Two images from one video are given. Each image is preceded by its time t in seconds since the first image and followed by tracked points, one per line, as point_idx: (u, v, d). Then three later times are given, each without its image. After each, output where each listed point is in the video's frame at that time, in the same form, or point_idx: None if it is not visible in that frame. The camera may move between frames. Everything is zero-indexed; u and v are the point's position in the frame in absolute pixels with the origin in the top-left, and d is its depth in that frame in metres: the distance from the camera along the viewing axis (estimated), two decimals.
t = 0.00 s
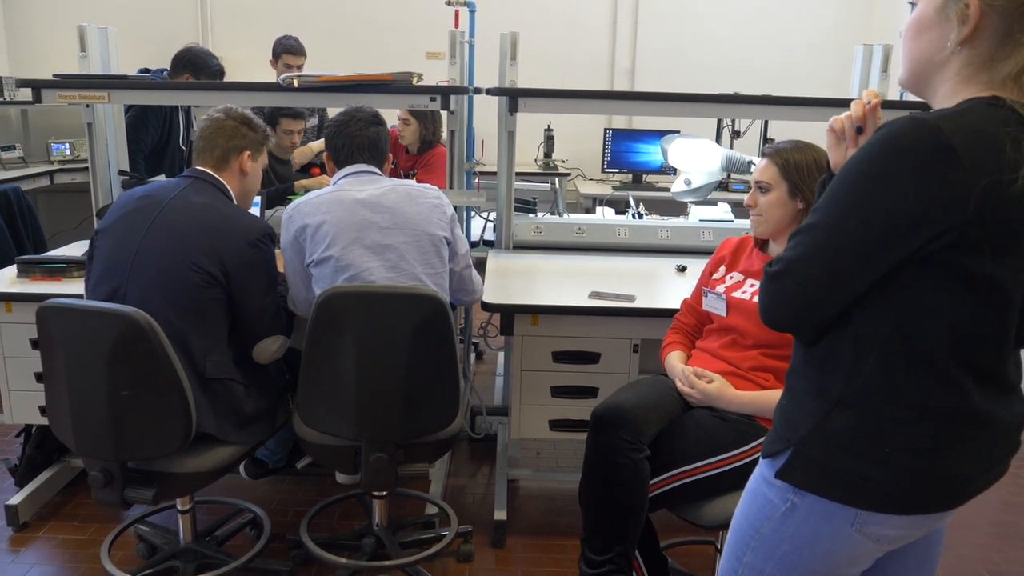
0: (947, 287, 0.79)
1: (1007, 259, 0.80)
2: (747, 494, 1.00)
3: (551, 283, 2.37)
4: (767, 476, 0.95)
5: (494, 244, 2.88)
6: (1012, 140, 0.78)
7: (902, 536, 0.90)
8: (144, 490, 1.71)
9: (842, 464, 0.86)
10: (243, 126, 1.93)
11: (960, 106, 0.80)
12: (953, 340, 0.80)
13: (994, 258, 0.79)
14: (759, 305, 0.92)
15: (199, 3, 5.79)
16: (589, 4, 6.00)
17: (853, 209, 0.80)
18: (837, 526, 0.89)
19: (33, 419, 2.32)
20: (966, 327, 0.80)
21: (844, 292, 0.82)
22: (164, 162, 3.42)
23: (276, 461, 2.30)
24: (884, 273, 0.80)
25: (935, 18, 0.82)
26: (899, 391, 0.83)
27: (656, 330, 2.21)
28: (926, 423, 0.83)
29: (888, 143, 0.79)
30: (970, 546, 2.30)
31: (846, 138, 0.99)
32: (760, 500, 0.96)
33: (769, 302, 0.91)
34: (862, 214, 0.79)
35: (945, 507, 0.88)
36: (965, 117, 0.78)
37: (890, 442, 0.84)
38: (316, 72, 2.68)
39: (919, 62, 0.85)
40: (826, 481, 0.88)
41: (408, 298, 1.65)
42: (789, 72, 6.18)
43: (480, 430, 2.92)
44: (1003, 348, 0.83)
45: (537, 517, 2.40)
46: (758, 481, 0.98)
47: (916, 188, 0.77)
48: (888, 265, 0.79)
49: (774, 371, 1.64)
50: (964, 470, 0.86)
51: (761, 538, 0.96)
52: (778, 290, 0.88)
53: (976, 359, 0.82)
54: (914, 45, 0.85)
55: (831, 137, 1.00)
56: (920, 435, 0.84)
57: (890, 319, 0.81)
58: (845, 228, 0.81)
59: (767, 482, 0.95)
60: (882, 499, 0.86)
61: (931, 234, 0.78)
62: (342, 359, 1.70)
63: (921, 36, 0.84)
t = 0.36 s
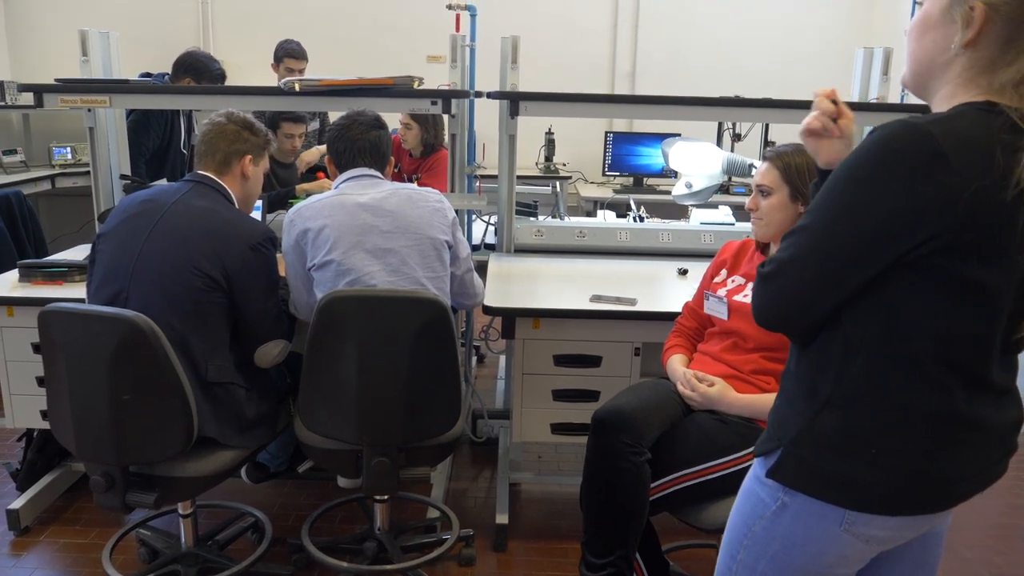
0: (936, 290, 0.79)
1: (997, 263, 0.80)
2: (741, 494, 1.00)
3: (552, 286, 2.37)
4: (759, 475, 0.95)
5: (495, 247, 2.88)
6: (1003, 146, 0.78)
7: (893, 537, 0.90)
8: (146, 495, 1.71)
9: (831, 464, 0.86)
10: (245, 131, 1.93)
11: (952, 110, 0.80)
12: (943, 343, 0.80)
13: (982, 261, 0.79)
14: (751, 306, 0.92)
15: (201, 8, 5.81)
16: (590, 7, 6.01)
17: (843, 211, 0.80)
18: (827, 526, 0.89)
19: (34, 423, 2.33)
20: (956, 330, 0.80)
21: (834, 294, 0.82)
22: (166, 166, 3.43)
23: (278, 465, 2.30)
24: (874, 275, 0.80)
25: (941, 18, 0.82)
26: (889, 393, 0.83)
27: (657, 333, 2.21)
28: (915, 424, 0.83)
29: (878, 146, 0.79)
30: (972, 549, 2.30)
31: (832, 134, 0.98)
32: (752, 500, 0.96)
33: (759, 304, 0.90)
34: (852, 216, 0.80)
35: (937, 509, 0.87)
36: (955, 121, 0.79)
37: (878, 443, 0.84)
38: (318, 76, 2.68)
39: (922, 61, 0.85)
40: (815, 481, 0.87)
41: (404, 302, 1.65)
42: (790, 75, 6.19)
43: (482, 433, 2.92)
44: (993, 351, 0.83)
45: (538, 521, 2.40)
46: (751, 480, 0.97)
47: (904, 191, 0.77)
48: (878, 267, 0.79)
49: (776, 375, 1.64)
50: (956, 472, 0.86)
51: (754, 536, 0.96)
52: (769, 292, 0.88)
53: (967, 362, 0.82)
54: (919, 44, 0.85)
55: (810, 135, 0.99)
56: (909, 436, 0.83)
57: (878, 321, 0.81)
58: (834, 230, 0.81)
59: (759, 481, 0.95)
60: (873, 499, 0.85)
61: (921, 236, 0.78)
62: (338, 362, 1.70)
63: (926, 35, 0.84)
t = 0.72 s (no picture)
0: (930, 294, 0.79)
1: (995, 269, 0.79)
2: (739, 498, 1.00)
3: (553, 293, 2.37)
4: (757, 480, 0.95)
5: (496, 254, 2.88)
6: (1003, 152, 0.78)
7: (891, 540, 0.90)
8: (147, 503, 1.71)
9: (827, 467, 0.86)
10: (247, 139, 1.94)
11: (954, 116, 0.80)
12: (936, 348, 0.80)
13: (979, 267, 0.79)
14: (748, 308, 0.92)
15: (201, 16, 5.83)
16: (589, 14, 6.03)
17: (837, 214, 0.81)
18: (824, 528, 0.89)
19: (34, 431, 2.32)
20: (950, 336, 0.80)
21: (827, 295, 0.83)
22: (167, 173, 3.44)
23: (279, 472, 2.32)
24: (867, 277, 0.81)
25: (951, 32, 0.81)
26: (882, 397, 0.83)
27: (658, 340, 2.21)
28: (909, 427, 0.83)
29: (874, 150, 0.79)
30: (975, 554, 2.30)
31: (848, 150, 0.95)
32: (750, 504, 0.96)
33: (754, 303, 0.91)
34: (848, 219, 0.80)
35: (935, 513, 0.87)
36: (954, 126, 0.78)
37: (874, 444, 0.84)
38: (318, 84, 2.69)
39: (926, 72, 0.84)
40: (812, 484, 0.88)
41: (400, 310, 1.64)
42: (789, 81, 6.20)
43: (483, 440, 2.92)
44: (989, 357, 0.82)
45: (539, 528, 2.39)
46: (749, 485, 0.97)
47: (897, 195, 0.78)
48: (871, 269, 0.80)
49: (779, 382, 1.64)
50: (951, 478, 0.85)
51: (751, 541, 0.96)
52: (764, 294, 0.89)
53: (962, 369, 0.81)
54: (924, 55, 0.84)
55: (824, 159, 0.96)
56: (903, 441, 0.84)
57: (871, 323, 0.82)
58: (830, 234, 0.81)
59: (757, 486, 0.95)
60: (870, 503, 0.85)
61: (917, 240, 0.78)
62: (336, 368, 1.71)
63: (933, 49, 0.82)
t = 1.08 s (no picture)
0: (956, 295, 0.79)
1: (1013, 267, 0.80)
2: (748, 501, 0.99)
3: (555, 291, 2.37)
4: (768, 485, 0.94)
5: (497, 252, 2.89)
6: (1016, 149, 0.79)
7: (905, 540, 0.90)
8: (149, 501, 1.71)
9: (839, 469, 0.86)
10: (249, 137, 1.94)
11: (967, 115, 0.80)
12: (962, 349, 0.80)
13: (1001, 265, 0.80)
14: (762, 316, 0.92)
15: (202, 15, 5.83)
16: (590, 13, 6.02)
17: (862, 218, 0.80)
18: (843, 533, 0.88)
19: (37, 429, 2.33)
20: (975, 336, 0.80)
21: (853, 301, 0.82)
22: (168, 172, 3.44)
23: (280, 470, 2.31)
24: (896, 281, 0.80)
25: (951, 29, 0.81)
26: (906, 401, 0.83)
27: (660, 338, 2.21)
28: (929, 429, 0.83)
29: (898, 151, 0.79)
30: (975, 553, 2.30)
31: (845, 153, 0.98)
32: (761, 509, 0.95)
33: (773, 312, 0.90)
34: (874, 224, 0.79)
35: (943, 513, 0.87)
36: (973, 125, 0.79)
37: (895, 447, 0.84)
38: (319, 82, 2.69)
39: (925, 71, 0.84)
40: (827, 489, 0.87)
41: (415, 308, 1.65)
42: (789, 80, 6.20)
43: (485, 438, 2.93)
44: (1004, 355, 0.83)
45: (542, 526, 2.40)
46: (758, 489, 0.97)
47: (927, 197, 0.77)
48: (900, 275, 0.79)
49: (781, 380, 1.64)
50: (966, 476, 0.86)
51: (764, 547, 0.95)
52: (783, 301, 0.88)
53: (981, 366, 0.82)
54: (921, 55, 0.83)
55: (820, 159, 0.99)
56: (922, 443, 0.84)
57: (899, 328, 0.81)
58: (855, 238, 0.80)
59: (768, 491, 0.94)
60: (880, 503, 0.85)
61: (948, 242, 0.77)
62: (346, 368, 1.70)
63: (932, 48, 0.82)
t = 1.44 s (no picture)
0: (952, 295, 0.79)
1: (1009, 265, 0.80)
2: (747, 502, 0.99)
3: (556, 290, 2.37)
4: (768, 485, 0.94)
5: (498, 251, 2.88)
6: (1009, 145, 0.78)
7: (905, 541, 0.90)
8: (150, 498, 1.71)
9: (840, 471, 0.86)
10: (250, 135, 1.94)
11: (956, 112, 0.80)
12: (960, 350, 0.80)
13: (998, 263, 0.79)
14: (759, 318, 0.92)
15: (203, 13, 5.83)
16: (591, 11, 6.01)
17: (854, 220, 0.80)
18: (842, 534, 0.88)
19: (38, 427, 2.33)
20: (971, 337, 0.80)
21: (849, 303, 0.82)
22: (169, 170, 3.44)
23: (281, 468, 2.30)
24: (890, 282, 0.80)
25: (928, 26, 0.81)
26: (905, 402, 0.82)
27: (661, 337, 2.21)
28: (929, 430, 0.83)
29: (890, 152, 0.79)
30: (976, 552, 2.30)
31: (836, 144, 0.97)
32: (761, 509, 0.95)
33: (770, 315, 0.90)
34: (868, 224, 0.79)
35: (943, 513, 0.87)
36: (964, 122, 0.78)
37: (895, 448, 0.84)
38: (320, 81, 2.68)
39: (912, 69, 0.84)
40: (830, 490, 0.87)
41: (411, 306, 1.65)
42: (791, 79, 6.19)
43: (486, 437, 2.92)
44: (1004, 355, 0.83)
45: (542, 524, 2.40)
46: (758, 490, 0.96)
47: (917, 196, 0.77)
48: (894, 274, 0.79)
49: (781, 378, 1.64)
50: (967, 476, 0.86)
51: (763, 548, 0.95)
52: (778, 303, 0.88)
53: (981, 365, 0.82)
54: (906, 54, 0.84)
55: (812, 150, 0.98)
56: (920, 444, 0.83)
57: (895, 330, 0.81)
58: (849, 239, 0.80)
59: (768, 492, 0.94)
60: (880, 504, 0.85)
61: (940, 241, 0.77)
62: (346, 367, 1.71)
63: (913, 45, 0.83)
